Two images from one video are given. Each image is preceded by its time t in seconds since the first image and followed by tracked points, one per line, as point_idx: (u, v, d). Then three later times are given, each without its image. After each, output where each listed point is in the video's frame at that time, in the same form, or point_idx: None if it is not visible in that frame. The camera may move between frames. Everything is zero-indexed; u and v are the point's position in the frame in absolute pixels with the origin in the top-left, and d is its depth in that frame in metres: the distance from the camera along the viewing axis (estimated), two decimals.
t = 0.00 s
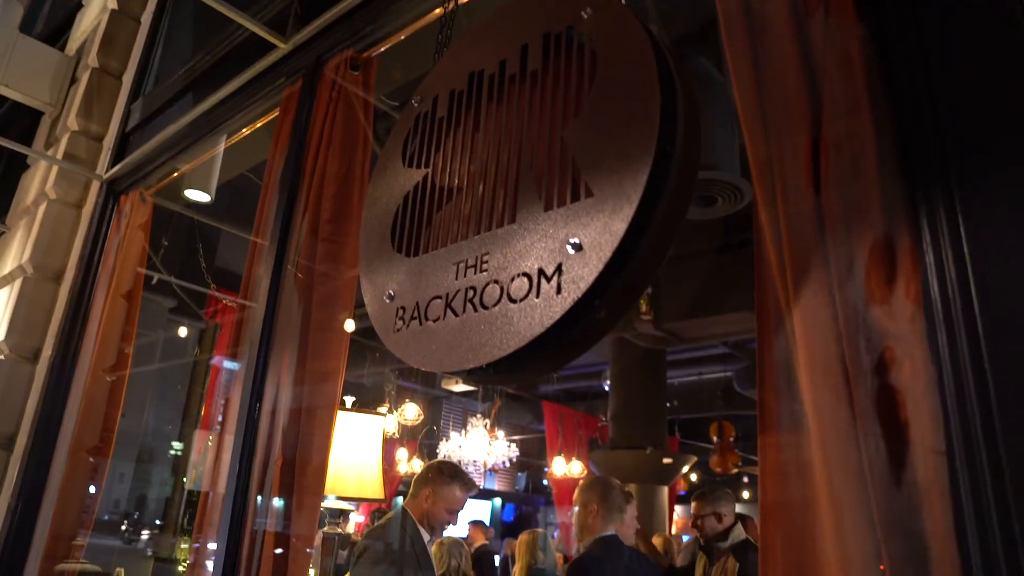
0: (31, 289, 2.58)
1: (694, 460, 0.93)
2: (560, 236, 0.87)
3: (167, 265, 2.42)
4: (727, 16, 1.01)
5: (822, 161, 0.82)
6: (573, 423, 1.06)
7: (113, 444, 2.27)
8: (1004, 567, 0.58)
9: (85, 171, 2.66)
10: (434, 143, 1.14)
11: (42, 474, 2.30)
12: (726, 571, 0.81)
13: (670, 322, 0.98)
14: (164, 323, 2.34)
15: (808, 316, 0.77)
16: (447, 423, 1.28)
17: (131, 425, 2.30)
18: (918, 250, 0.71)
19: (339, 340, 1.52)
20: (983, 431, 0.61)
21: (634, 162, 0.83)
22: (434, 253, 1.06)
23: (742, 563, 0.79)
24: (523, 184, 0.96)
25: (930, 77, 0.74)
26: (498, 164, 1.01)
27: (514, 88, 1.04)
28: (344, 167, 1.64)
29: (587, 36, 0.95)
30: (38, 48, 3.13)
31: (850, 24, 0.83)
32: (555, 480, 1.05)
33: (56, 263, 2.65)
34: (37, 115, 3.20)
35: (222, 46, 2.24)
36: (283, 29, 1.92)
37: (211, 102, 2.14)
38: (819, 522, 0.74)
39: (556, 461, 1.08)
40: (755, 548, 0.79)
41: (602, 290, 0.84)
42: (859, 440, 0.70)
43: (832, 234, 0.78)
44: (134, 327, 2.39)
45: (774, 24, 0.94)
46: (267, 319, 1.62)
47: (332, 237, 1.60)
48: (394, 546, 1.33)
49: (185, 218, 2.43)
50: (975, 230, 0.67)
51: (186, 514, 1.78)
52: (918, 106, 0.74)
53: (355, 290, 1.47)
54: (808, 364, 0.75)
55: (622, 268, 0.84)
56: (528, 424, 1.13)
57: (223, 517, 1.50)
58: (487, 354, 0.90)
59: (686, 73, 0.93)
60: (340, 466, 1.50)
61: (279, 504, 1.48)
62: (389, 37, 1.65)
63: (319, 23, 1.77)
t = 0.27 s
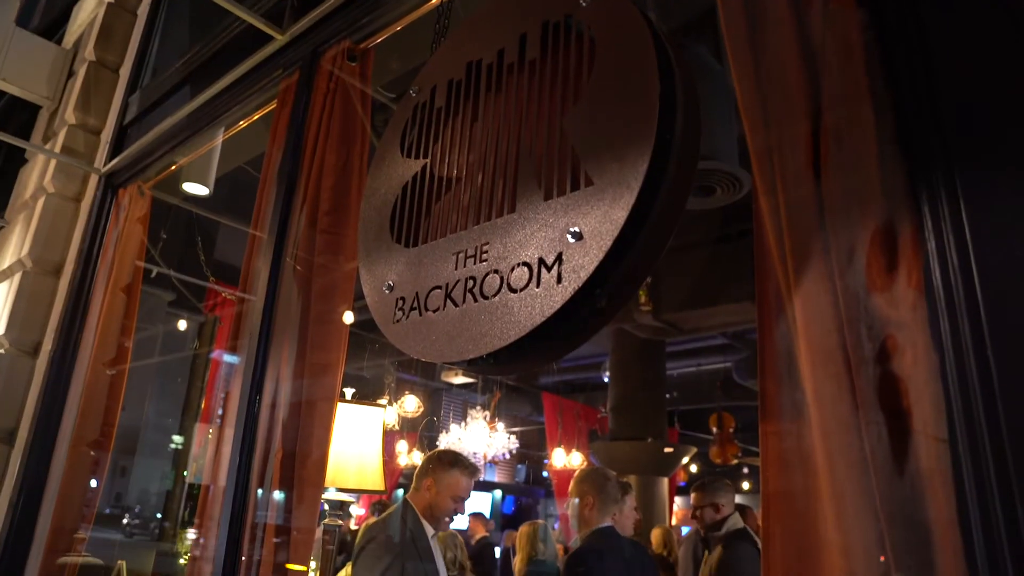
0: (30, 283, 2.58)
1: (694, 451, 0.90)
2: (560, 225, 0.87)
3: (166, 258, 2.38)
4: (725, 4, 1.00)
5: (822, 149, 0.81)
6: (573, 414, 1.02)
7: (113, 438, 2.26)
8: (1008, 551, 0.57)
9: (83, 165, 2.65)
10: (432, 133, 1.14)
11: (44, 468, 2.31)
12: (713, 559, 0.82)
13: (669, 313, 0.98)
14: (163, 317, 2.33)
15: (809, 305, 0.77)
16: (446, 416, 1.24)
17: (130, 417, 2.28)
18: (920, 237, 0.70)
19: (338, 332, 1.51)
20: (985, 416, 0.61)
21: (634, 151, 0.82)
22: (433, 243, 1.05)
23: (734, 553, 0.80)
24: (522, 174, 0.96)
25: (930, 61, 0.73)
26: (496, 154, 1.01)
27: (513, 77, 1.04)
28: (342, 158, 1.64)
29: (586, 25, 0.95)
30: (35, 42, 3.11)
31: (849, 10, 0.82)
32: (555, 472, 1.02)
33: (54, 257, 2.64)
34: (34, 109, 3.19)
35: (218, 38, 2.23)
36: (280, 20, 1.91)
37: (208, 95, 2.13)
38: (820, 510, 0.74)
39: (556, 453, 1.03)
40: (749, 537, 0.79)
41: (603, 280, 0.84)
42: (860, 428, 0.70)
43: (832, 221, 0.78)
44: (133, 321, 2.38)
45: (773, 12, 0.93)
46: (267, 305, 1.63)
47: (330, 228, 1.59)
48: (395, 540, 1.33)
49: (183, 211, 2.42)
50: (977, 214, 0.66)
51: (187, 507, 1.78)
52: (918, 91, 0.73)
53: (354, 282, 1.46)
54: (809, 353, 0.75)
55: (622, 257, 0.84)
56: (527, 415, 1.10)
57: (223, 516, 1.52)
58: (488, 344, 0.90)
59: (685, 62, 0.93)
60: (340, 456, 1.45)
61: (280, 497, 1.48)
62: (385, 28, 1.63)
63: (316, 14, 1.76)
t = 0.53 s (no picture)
0: (36, 281, 2.59)
1: (700, 446, 0.89)
2: (563, 218, 0.87)
3: (169, 256, 2.39)
4: None
5: (827, 140, 0.81)
6: (577, 411, 1.02)
7: (120, 435, 2.27)
8: (1015, 543, 0.57)
9: (87, 163, 2.66)
10: (436, 128, 1.13)
11: (51, 464, 2.32)
12: (704, 547, 0.84)
13: (672, 307, 0.96)
14: (168, 314, 2.34)
15: (813, 296, 0.78)
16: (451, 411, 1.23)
17: (136, 414, 2.29)
18: (926, 228, 0.70)
19: (343, 328, 1.51)
20: (993, 410, 0.61)
21: (637, 144, 0.82)
22: (437, 238, 1.05)
23: (725, 544, 0.82)
24: (525, 168, 0.96)
25: (936, 52, 0.73)
26: (500, 149, 1.01)
27: (515, 71, 1.03)
28: (345, 154, 1.64)
29: (589, 17, 0.94)
30: (39, 40, 3.12)
31: None
32: (560, 468, 1.01)
33: (59, 255, 2.65)
34: (39, 107, 3.20)
35: (221, 35, 2.23)
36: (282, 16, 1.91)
37: (211, 91, 2.14)
38: (826, 502, 0.74)
39: (559, 448, 1.02)
40: (742, 530, 0.81)
41: (606, 273, 0.84)
42: (867, 420, 0.70)
43: (837, 213, 0.77)
44: (138, 318, 2.39)
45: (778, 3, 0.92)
46: (270, 308, 1.63)
47: (333, 224, 1.60)
48: (400, 536, 1.27)
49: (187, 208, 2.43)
50: (984, 206, 0.66)
51: (193, 503, 1.79)
52: (924, 82, 0.73)
53: (359, 278, 1.46)
54: (815, 343, 0.76)
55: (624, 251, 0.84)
56: (532, 411, 1.10)
57: (226, 530, 1.50)
58: (492, 337, 0.91)
59: (688, 54, 0.92)
60: (345, 451, 1.41)
61: (285, 494, 1.49)
62: (387, 23, 1.63)
63: (318, 10, 1.76)
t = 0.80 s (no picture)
0: (36, 274, 2.58)
1: (700, 436, 0.86)
2: (563, 206, 0.87)
3: (170, 248, 2.38)
4: None
5: (827, 127, 0.81)
6: (579, 402, 1.00)
7: (122, 429, 2.27)
8: (1014, 528, 0.58)
9: (87, 156, 2.66)
10: (435, 117, 1.13)
11: (54, 458, 2.33)
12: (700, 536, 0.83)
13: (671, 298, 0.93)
14: (168, 307, 2.33)
15: (813, 283, 0.77)
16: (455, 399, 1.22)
17: (138, 407, 2.29)
18: (927, 214, 0.70)
19: (344, 319, 1.50)
20: (993, 395, 0.61)
21: (636, 131, 0.82)
22: (436, 227, 1.05)
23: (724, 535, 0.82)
24: (524, 156, 0.95)
25: (937, 39, 0.73)
26: (499, 138, 1.00)
27: (515, 59, 1.03)
28: (345, 146, 1.63)
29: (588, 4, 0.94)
30: (37, 33, 3.11)
31: None
32: (561, 460, 1.00)
33: (60, 248, 2.65)
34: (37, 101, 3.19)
35: (219, 27, 2.23)
36: (281, 7, 1.90)
37: (210, 83, 2.13)
38: (827, 487, 0.75)
39: (562, 438, 1.00)
40: (737, 518, 0.81)
41: (608, 260, 0.86)
42: (867, 406, 0.70)
43: (837, 200, 0.77)
44: (138, 311, 2.39)
45: None
46: (271, 303, 1.63)
47: (333, 215, 1.59)
48: (405, 528, 1.23)
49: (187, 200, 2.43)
50: (986, 192, 0.66)
51: (196, 495, 1.79)
52: (925, 70, 0.72)
53: (359, 270, 1.46)
54: (815, 330, 0.76)
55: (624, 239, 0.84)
56: (534, 403, 1.08)
57: (229, 515, 1.54)
58: (493, 326, 0.91)
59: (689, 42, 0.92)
60: (347, 440, 1.40)
61: (288, 486, 1.49)
62: (387, 14, 1.62)
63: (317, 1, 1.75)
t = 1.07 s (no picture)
0: (36, 267, 2.58)
1: (700, 428, 0.85)
2: (563, 195, 0.87)
3: (171, 241, 2.40)
4: None
5: (828, 116, 0.81)
6: (579, 393, 1.01)
7: (123, 422, 2.27)
8: (1014, 514, 0.58)
9: (86, 148, 2.65)
10: (435, 107, 1.13)
11: (56, 451, 2.33)
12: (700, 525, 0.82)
13: (672, 290, 0.93)
14: (168, 300, 2.33)
15: (814, 271, 0.77)
16: (455, 390, 1.22)
17: (138, 399, 2.29)
18: (927, 202, 0.69)
19: (344, 309, 1.50)
20: (994, 381, 0.61)
21: (637, 120, 0.82)
22: (437, 217, 1.05)
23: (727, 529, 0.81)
24: (524, 145, 0.95)
25: (939, 27, 0.72)
26: (499, 128, 1.00)
27: (514, 49, 1.02)
28: (345, 137, 1.62)
29: None
30: (34, 25, 3.10)
31: None
32: (562, 451, 1.00)
33: (60, 241, 2.65)
34: (35, 93, 3.17)
35: (217, 18, 2.22)
36: None
37: (209, 74, 2.13)
38: (826, 474, 0.75)
39: (563, 430, 1.00)
40: (738, 508, 0.81)
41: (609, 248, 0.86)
42: (868, 393, 0.70)
43: (838, 188, 0.77)
44: (138, 304, 2.39)
45: None
46: (271, 295, 1.64)
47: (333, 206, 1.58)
48: (404, 515, 1.23)
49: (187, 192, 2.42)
50: (987, 180, 0.65)
51: (198, 487, 1.80)
52: (926, 57, 0.72)
53: (360, 262, 1.46)
54: (816, 318, 0.76)
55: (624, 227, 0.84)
56: (534, 395, 1.08)
57: (231, 505, 1.55)
58: (494, 316, 0.91)
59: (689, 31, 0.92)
60: (349, 431, 1.40)
61: (290, 479, 1.49)
62: (385, 4, 1.61)
63: None
